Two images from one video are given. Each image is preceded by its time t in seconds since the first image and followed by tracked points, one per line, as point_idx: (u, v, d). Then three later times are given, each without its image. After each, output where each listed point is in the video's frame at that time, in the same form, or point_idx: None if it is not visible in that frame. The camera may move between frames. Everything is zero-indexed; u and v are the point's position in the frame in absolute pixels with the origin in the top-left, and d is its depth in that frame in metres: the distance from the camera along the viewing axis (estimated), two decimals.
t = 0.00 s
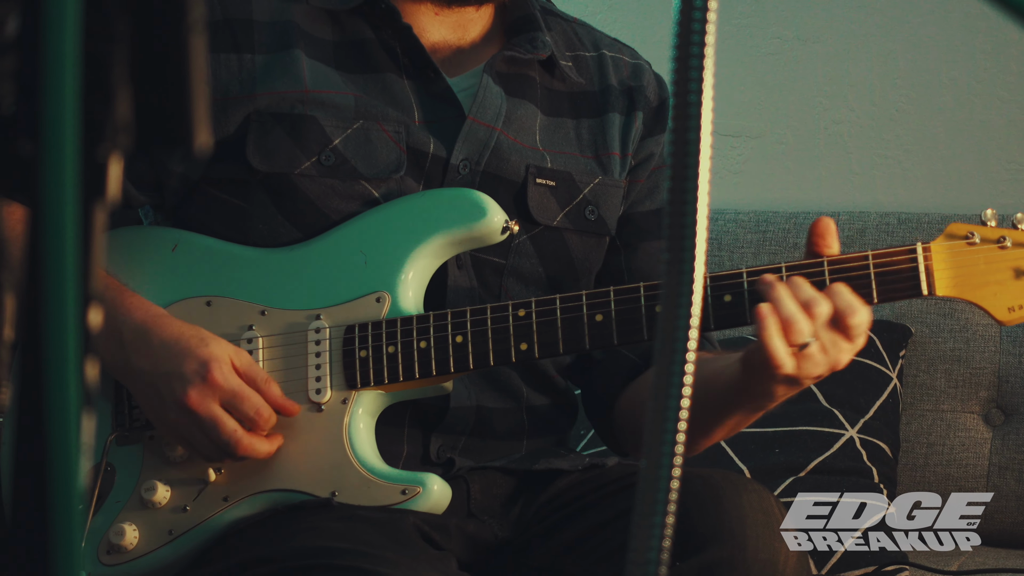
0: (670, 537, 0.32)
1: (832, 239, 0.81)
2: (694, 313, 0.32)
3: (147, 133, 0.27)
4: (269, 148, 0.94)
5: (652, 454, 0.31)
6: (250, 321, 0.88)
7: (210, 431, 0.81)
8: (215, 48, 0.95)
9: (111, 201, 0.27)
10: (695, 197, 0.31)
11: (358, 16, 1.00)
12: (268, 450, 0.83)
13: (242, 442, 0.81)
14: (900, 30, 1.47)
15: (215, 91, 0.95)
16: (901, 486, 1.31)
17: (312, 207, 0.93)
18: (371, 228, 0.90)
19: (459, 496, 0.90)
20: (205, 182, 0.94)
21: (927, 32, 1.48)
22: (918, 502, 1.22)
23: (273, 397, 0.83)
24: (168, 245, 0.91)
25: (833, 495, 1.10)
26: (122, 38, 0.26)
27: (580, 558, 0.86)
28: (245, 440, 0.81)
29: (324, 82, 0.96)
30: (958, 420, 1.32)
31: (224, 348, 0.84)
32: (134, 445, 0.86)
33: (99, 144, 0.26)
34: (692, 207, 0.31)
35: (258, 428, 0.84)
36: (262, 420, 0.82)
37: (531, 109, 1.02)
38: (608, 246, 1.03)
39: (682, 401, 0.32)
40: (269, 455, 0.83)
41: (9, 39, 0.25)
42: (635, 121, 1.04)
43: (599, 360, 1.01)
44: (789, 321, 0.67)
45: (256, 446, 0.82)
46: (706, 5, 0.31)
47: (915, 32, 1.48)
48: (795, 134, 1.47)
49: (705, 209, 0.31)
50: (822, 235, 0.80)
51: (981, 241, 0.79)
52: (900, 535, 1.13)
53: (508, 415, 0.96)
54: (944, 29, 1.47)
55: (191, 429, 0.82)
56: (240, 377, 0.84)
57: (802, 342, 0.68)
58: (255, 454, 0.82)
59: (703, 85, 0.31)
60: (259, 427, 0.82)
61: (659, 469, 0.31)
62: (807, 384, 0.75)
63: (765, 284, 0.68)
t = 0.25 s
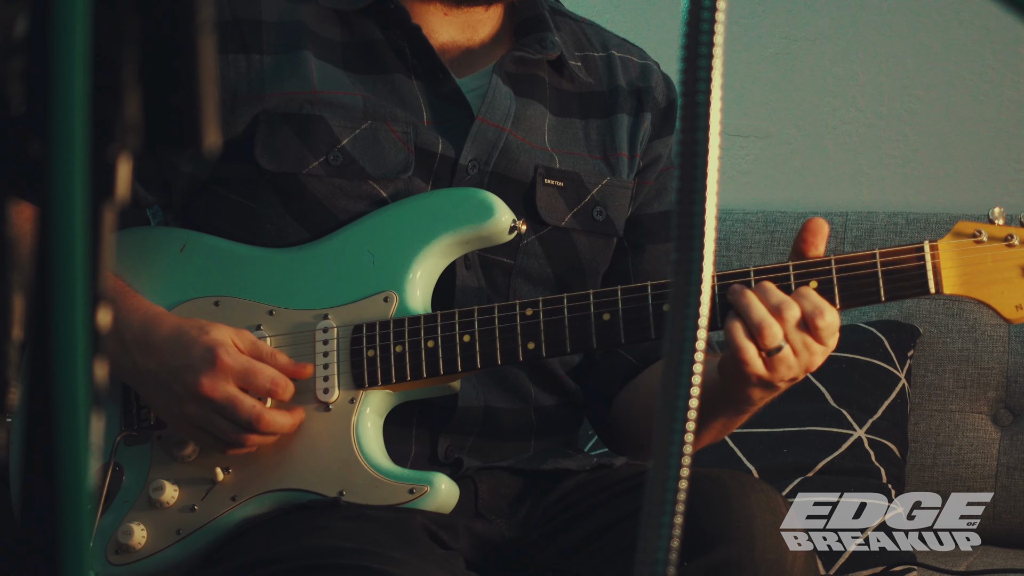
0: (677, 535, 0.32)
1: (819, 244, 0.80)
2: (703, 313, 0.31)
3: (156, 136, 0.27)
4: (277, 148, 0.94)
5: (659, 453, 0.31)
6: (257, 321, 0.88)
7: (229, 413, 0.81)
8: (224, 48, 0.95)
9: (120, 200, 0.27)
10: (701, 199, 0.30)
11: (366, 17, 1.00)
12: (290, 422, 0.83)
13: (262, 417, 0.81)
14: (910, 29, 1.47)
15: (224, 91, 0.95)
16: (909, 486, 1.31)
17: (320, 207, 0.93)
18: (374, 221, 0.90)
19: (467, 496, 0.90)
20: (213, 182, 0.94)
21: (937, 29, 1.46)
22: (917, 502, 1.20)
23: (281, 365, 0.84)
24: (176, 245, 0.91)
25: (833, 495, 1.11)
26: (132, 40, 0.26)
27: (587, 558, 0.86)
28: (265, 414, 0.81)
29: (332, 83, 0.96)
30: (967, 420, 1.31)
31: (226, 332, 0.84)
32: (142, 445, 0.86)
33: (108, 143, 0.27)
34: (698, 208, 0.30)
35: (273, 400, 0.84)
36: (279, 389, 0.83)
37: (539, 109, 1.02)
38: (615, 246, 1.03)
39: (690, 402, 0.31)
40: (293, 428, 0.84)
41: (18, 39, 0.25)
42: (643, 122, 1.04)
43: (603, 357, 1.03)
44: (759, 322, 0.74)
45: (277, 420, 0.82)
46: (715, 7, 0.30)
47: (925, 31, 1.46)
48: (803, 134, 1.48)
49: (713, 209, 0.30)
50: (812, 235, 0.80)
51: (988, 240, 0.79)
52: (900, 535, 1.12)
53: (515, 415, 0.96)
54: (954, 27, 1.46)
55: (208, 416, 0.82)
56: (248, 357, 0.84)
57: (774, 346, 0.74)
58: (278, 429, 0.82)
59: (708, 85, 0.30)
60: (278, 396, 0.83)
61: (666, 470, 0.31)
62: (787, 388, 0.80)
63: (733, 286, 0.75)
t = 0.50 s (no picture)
0: (687, 533, 0.31)
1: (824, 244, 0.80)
2: (711, 311, 0.30)
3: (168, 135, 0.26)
4: (285, 148, 0.94)
5: (668, 450, 0.30)
6: (265, 321, 0.88)
7: (224, 423, 0.81)
8: (232, 48, 0.96)
9: (129, 201, 0.25)
10: (711, 198, 0.30)
11: (374, 18, 1.00)
12: (287, 436, 0.82)
13: (257, 429, 0.80)
14: (918, 31, 1.48)
15: (233, 92, 0.96)
16: (917, 485, 1.31)
17: (328, 207, 0.93)
18: (380, 228, 0.90)
19: (475, 496, 0.89)
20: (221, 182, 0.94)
21: (946, 31, 1.46)
22: (918, 501, 1.16)
23: (283, 380, 0.83)
24: (184, 246, 0.91)
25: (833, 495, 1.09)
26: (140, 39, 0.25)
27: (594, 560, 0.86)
28: (260, 427, 0.81)
29: (340, 83, 0.97)
30: (975, 420, 1.32)
31: (230, 340, 0.84)
32: (150, 446, 0.86)
33: (116, 145, 0.25)
34: (708, 206, 0.30)
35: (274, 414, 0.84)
36: (275, 405, 0.82)
37: (547, 110, 1.02)
38: (622, 246, 1.04)
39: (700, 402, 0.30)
40: (288, 440, 0.83)
41: (26, 40, 0.23)
42: (650, 122, 1.04)
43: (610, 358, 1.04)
44: (783, 328, 0.75)
45: (274, 432, 0.81)
46: (723, 5, 0.30)
47: (934, 32, 1.47)
48: (812, 136, 1.47)
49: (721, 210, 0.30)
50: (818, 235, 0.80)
51: (996, 239, 0.79)
52: (901, 535, 1.09)
53: (522, 415, 0.96)
54: (966, 28, 1.44)
55: (205, 423, 0.82)
56: (250, 367, 0.84)
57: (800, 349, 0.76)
58: (272, 442, 0.81)
59: (718, 84, 0.30)
60: (274, 411, 0.82)
61: (673, 471, 0.30)
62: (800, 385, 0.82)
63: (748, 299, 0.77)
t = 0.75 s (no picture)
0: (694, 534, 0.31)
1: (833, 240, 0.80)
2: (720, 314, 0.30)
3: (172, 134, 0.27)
4: (292, 147, 0.94)
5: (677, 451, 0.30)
6: (273, 320, 0.88)
7: (234, 422, 0.81)
8: (239, 47, 0.96)
9: (138, 199, 0.25)
10: (718, 196, 0.29)
11: (380, 16, 1.00)
12: (292, 443, 0.82)
13: (266, 432, 0.80)
14: (927, 29, 1.47)
15: (239, 91, 0.96)
16: (925, 485, 1.31)
17: (335, 205, 0.93)
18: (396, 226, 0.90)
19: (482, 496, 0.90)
20: (228, 182, 0.94)
21: (954, 29, 1.46)
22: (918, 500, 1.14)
23: (296, 391, 0.83)
24: (193, 247, 0.91)
25: (833, 495, 1.09)
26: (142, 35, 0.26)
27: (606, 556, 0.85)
28: (269, 431, 0.81)
29: (347, 81, 0.97)
30: (984, 421, 1.31)
31: (249, 344, 0.84)
32: (159, 447, 0.86)
33: (124, 144, 0.25)
34: (716, 206, 0.29)
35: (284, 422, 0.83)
36: (286, 411, 0.81)
37: (553, 108, 1.02)
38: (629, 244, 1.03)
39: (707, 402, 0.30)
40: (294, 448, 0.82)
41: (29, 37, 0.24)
42: (657, 120, 1.04)
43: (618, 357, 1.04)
44: (772, 318, 0.77)
45: (280, 438, 0.81)
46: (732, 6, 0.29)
47: (943, 30, 1.47)
48: (820, 135, 1.48)
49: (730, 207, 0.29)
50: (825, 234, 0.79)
51: (1002, 233, 0.79)
52: (901, 535, 1.08)
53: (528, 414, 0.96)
54: (973, 25, 1.44)
55: (214, 421, 0.82)
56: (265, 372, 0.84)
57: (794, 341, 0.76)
58: (279, 446, 0.81)
59: (726, 84, 0.29)
60: (284, 418, 0.81)
61: (682, 476, 0.30)
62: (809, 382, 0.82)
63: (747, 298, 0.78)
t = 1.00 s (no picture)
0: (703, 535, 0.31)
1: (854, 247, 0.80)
2: (729, 313, 0.29)
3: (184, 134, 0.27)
4: (300, 146, 0.94)
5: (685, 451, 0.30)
6: (282, 320, 0.88)
7: (251, 412, 0.81)
8: (248, 46, 0.96)
9: (147, 201, 0.26)
10: (727, 197, 0.29)
11: (388, 16, 1.00)
12: (311, 426, 0.83)
13: (285, 419, 0.81)
14: (937, 29, 1.47)
15: (247, 90, 0.96)
16: (934, 486, 1.30)
17: (344, 205, 0.93)
18: (403, 220, 0.90)
19: (490, 496, 0.89)
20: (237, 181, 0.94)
21: (963, 30, 1.46)
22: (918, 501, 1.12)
23: (309, 373, 0.84)
24: (204, 244, 0.91)
25: (832, 495, 1.08)
26: (157, 39, 0.26)
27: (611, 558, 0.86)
28: (287, 417, 0.81)
29: (356, 80, 0.97)
30: (992, 421, 1.32)
31: (258, 335, 0.85)
32: (168, 444, 0.86)
33: (133, 145, 0.26)
34: (725, 206, 0.29)
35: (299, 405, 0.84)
36: (303, 395, 0.82)
37: (561, 108, 1.02)
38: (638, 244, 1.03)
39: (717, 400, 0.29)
40: (313, 431, 0.83)
41: (46, 40, 0.24)
42: (664, 120, 1.04)
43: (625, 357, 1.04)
44: (777, 323, 0.77)
45: (299, 422, 0.81)
46: (741, 4, 0.29)
47: (952, 31, 1.47)
48: (828, 134, 1.48)
49: (739, 209, 0.29)
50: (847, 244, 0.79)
51: (1014, 240, 0.77)
52: (901, 535, 1.07)
53: (537, 414, 0.96)
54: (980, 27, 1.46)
55: (232, 413, 0.83)
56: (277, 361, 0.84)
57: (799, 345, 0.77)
58: (298, 432, 0.82)
59: (735, 85, 0.29)
60: (301, 402, 0.82)
61: (689, 475, 0.30)
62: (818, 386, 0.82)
63: (753, 303, 0.78)
